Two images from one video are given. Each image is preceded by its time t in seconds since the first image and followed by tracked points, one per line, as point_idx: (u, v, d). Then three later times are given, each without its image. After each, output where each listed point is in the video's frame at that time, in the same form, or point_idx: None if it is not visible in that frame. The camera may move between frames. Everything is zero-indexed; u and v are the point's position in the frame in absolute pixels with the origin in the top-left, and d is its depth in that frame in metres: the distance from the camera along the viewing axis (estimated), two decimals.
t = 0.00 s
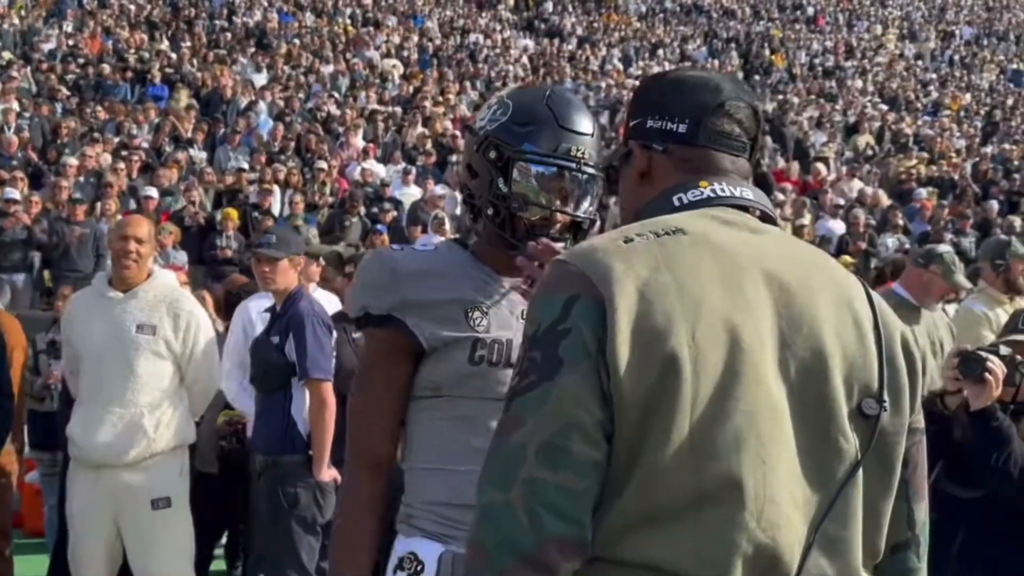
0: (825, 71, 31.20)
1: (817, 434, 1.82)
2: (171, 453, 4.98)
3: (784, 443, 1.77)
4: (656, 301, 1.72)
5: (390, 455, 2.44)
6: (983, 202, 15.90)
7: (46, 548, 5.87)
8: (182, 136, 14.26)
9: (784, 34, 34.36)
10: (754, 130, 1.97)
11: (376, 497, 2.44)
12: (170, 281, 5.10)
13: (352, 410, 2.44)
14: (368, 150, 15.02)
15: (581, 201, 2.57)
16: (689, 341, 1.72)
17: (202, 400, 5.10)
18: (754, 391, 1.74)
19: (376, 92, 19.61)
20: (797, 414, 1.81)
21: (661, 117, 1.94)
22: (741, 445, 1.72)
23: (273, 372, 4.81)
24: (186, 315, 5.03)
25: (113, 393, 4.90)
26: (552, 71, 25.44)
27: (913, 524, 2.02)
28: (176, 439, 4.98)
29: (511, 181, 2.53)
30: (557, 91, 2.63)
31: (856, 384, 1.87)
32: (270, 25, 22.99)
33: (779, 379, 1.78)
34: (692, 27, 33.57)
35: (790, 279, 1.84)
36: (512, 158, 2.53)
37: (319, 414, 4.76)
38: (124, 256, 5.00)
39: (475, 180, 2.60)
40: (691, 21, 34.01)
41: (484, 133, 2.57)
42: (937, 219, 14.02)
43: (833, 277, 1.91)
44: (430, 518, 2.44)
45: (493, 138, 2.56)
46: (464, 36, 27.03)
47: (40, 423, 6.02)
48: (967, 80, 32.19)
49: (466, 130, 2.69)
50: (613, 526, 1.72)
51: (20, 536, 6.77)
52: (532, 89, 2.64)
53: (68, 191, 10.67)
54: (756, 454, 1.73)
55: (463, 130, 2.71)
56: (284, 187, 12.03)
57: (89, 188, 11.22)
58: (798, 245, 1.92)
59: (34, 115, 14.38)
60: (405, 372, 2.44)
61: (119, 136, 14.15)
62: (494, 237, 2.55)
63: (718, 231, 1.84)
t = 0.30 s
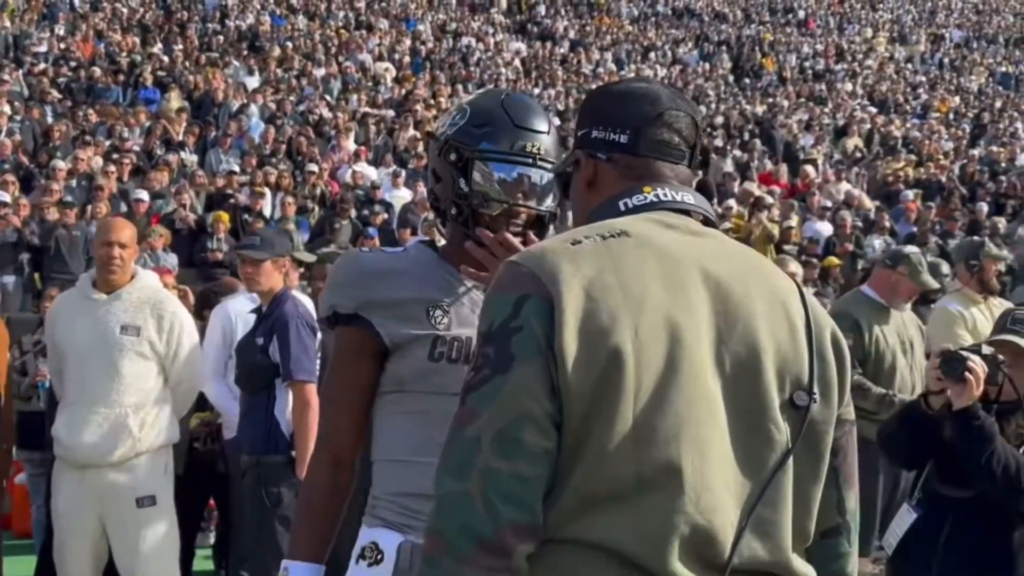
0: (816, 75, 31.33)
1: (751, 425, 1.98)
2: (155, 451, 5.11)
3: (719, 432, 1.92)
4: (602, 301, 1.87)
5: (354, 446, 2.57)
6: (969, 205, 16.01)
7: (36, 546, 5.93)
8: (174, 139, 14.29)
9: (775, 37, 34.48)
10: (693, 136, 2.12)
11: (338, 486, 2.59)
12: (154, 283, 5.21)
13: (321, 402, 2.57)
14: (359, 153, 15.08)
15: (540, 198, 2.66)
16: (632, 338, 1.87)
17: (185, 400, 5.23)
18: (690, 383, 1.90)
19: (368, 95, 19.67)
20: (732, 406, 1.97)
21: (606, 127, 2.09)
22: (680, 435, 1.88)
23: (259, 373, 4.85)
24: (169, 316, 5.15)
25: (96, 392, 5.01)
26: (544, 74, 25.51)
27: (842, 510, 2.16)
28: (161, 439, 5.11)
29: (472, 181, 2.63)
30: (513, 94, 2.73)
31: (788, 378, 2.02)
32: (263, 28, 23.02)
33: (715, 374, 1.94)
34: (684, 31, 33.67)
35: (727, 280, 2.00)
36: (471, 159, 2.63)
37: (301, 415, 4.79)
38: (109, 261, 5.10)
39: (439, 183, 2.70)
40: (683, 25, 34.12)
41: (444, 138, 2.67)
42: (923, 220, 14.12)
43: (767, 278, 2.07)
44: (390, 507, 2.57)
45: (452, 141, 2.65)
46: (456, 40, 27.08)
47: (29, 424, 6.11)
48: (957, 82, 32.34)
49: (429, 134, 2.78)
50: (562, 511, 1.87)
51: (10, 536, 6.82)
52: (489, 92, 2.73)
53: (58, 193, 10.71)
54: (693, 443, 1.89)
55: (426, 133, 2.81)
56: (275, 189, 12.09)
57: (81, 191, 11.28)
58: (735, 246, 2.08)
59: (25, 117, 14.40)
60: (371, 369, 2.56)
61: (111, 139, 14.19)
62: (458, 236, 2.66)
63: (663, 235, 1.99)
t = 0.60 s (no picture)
0: (810, 78, 31.40)
1: (716, 421, 2.03)
2: (147, 451, 5.13)
3: (684, 428, 1.98)
4: (571, 301, 1.93)
5: (339, 442, 2.63)
6: (961, 207, 16.06)
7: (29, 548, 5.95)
8: (167, 142, 14.29)
9: (770, 39, 34.55)
10: (665, 141, 2.17)
11: (322, 478, 2.65)
12: (144, 285, 5.22)
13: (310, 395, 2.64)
14: (353, 156, 15.10)
15: (516, 196, 2.73)
16: (600, 336, 1.93)
17: (175, 400, 5.26)
18: (656, 379, 1.96)
19: (363, 98, 19.68)
20: (697, 403, 2.02)
21: (580, 133, 2.14)
22: (646, 431, 1.94)
23: (250, 375, 4.88)
24: (160, 318, 5.16)
25: (88, 394, 5.02)
26: (538, 77, 25.54)
27: (807, 504, 2.19)
28: (152, 439, 5.12)
29: (449, 182, 2.70)
30: (487, 97, 2.80)
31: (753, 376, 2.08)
32: (257, 31, 23.00)
33: (681, 372, 2.00)
34: (678, 33, 33.73)
35: (694, 281, 2.05)
36: (447, 159, 2.70)
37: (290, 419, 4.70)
38: (98, 265, 5.10)
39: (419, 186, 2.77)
40: (677, 28, 34.18)
41: (424, 142, 2.75)
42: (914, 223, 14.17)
43: (734, 278, 2.12)
44: (371, 504, 2.62)
45: (431, 144, 2.73)
46: (451, 42, 27.10)
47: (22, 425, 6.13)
48: (950, 85, 32.43)
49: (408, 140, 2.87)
50: (532, 502, 1.93)
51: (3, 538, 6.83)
52: (464, 97, 2.82)
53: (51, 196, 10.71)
54: (658, 438, 1.95)
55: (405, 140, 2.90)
56: (268, 192, 12.10)
57: (74, 194, 11.28)
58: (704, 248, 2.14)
59: (19, 120, 14.39)
60: (357, 368, 2.62)
61: (105, 142, 14.19)
62: (438, 235, 2.72)
63: (632, 236, 2.05)
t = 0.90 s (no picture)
0: (804, 81, 31.47)
1: (697, 423, 2.05)
2: (143, 454, 5.13)
3: (665, 429, 2.00)
4: (552, 305, 1.95)
5: (336, 443, 2.65)
6: (955, 210, 16.11)
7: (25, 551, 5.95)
8: (163, 145, 14.29)
9: (764, 43, 34.63)
10: (656, 149, 2.20)
11: (319, 478, 2.67)
12: (139, 288, 5.24)
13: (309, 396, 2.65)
14: (348, 159, 15.11)
15: (509, 197, 2.75)
16: (580, 340, 1.95)
17: (171, 403, 5.24)
18: (636, 381, 1.98)
19: (358, 101, 19.69)
20: (678, 405, 2.04)
21: (573, 141, 2.16)
22: (624, 432, 1.96)
23: (247, 380, 4.88)
24: (156, 321, 5.17)
25: (83, 397, 5.03)
26: (534, 80, 25.57)
27: (795, 504, 2.20)
28: (148, 442, 5.12)
29: (443, 186, 2.72)
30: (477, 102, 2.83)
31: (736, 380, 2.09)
32: (253, 34, 22.98)
33: (663, 374, 2.02)
34: (673, 37, 33.80)
35: (677, 285, 2.07)
36: (439, 164, 2.72)
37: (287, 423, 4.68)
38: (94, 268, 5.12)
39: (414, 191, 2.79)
40: (671, 32, 34.24)
41: (417, 147, 2.78)
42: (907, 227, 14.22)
43: (719, 282, 2.13)
44: (366, 504, 2.64)
45: (423, 150, 2.76)
46: (447, 45, 27.12)
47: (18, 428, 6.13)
48: (944, 88, 32.52)
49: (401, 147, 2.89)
50: (514, 502, 1.95)
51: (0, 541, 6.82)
52: (454, 104, 2.84)
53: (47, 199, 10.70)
54: (636, 439, 1.97)
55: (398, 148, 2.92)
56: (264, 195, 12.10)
57: (70, 197, 11.28)
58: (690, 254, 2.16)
59: (14, 123, 14.37)
60: (356, 369, 2.63)
61: (100, 145, 14.17)
62: (433, 238, 2.74)
63: (616, 242, 2.07)
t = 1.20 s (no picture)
0: (800, 84, 31.53)
1: (697, 421, 2.05)
2: (140, 455, 5.11)
3: (663, 427, 2.01)
4: (551, 302, 1.97)
5: (341, 447, 2.63)
6: (951, 213, 16.15)
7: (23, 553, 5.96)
8: (160, 147, 14.28)
9: (761, 46, 34.70)
10: (659, 147, 2.20)
11: (324, 484, 2.64)
12: (139, 290, 5.23)
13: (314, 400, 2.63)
14: (345, 161, 15.13)
15: (520, 207, 2.75)
16: (578, 337, 1.96)
17: (168, 404, 5.21)
18: (633, 378, 1.98)
19: (355, 103, 19.71)
20: (678, 404, 2.04)
21: (577, 139, 2.16)
22: (621, 428, 1.97)
23: (247, 380, 4.88)
24: (153, 321, 5.16)
25: (82, 398, 5.04)
26: (531, 82, 25.60)
27: (799, 505, 2.20)
28: (145, 443, 5.11)
29: (455, 190, 2.72)
30: (496, 105, 2.80)
31: (737, 379, 2.09)
32: (249, 36, 22.97)
33: (662, 372, 2.02)
34: (669, 40, 33.84)
35: (679, 284, 2.07)
36: (452, 169, 2.72)
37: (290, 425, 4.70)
38: (94, 271, 5.13)
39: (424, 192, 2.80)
40: (668, 35, 34.30)
41: (429, 148, 2.77)
42: (903, 229, 14.25)
43: (722, 280, 2.13)
44: (370, 505, 2.70)
45: (436, 151, 2.75)
46: (443, 47, 27.16)
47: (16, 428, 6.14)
48: (940, 91, 32.61)
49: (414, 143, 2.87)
50: (511, 499, 1.97)
51: None
52: (472, 105, 2.81)
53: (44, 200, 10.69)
54: (633, 436, 1.97)
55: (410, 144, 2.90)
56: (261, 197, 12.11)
57: (67, 198, 11.27)
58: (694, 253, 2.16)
59: (11, 125, 14.36)
60: (362, 371, 2.63)
61: (97, 147, 14.17)
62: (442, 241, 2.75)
63: (618, 240, 2.08)
